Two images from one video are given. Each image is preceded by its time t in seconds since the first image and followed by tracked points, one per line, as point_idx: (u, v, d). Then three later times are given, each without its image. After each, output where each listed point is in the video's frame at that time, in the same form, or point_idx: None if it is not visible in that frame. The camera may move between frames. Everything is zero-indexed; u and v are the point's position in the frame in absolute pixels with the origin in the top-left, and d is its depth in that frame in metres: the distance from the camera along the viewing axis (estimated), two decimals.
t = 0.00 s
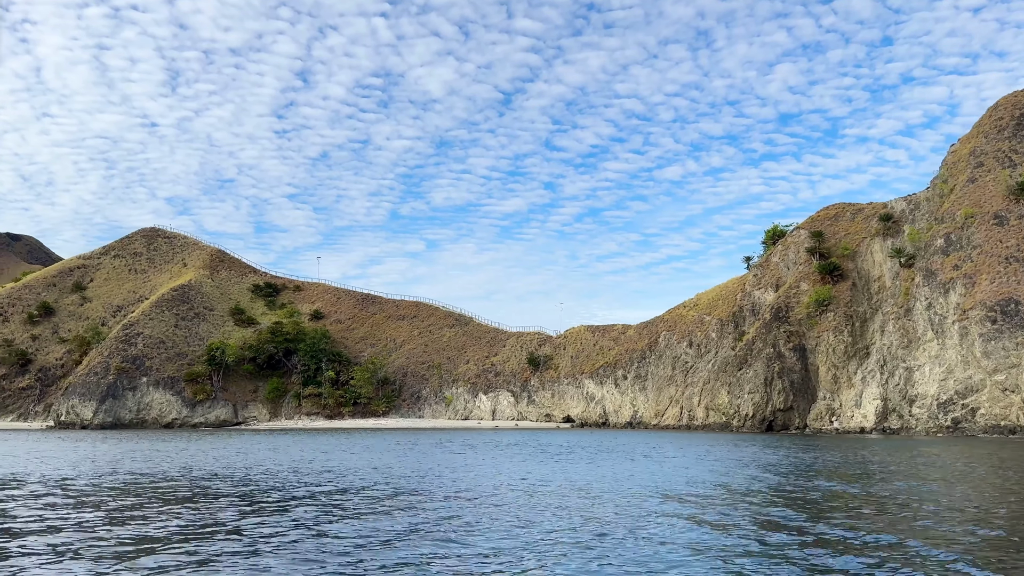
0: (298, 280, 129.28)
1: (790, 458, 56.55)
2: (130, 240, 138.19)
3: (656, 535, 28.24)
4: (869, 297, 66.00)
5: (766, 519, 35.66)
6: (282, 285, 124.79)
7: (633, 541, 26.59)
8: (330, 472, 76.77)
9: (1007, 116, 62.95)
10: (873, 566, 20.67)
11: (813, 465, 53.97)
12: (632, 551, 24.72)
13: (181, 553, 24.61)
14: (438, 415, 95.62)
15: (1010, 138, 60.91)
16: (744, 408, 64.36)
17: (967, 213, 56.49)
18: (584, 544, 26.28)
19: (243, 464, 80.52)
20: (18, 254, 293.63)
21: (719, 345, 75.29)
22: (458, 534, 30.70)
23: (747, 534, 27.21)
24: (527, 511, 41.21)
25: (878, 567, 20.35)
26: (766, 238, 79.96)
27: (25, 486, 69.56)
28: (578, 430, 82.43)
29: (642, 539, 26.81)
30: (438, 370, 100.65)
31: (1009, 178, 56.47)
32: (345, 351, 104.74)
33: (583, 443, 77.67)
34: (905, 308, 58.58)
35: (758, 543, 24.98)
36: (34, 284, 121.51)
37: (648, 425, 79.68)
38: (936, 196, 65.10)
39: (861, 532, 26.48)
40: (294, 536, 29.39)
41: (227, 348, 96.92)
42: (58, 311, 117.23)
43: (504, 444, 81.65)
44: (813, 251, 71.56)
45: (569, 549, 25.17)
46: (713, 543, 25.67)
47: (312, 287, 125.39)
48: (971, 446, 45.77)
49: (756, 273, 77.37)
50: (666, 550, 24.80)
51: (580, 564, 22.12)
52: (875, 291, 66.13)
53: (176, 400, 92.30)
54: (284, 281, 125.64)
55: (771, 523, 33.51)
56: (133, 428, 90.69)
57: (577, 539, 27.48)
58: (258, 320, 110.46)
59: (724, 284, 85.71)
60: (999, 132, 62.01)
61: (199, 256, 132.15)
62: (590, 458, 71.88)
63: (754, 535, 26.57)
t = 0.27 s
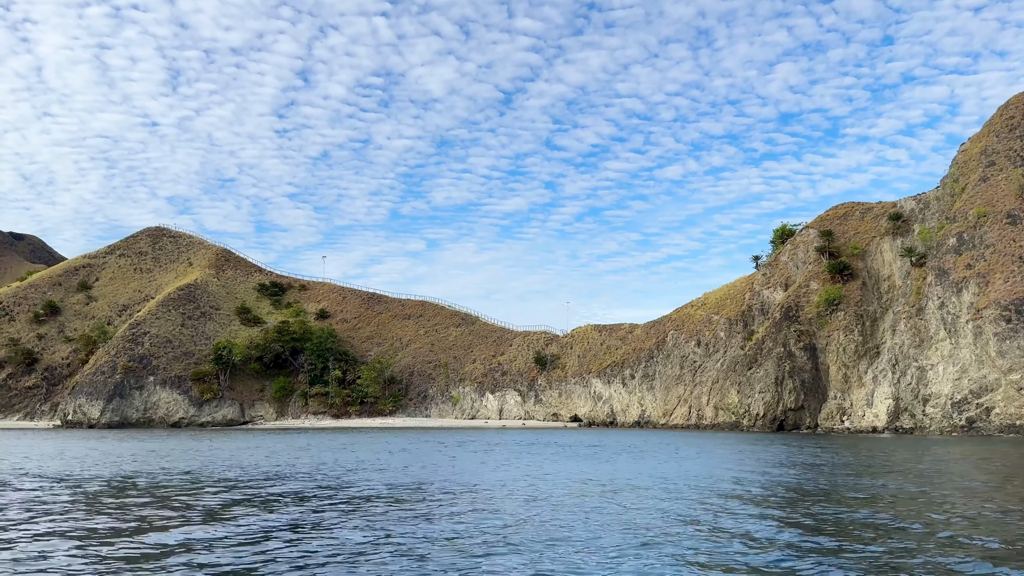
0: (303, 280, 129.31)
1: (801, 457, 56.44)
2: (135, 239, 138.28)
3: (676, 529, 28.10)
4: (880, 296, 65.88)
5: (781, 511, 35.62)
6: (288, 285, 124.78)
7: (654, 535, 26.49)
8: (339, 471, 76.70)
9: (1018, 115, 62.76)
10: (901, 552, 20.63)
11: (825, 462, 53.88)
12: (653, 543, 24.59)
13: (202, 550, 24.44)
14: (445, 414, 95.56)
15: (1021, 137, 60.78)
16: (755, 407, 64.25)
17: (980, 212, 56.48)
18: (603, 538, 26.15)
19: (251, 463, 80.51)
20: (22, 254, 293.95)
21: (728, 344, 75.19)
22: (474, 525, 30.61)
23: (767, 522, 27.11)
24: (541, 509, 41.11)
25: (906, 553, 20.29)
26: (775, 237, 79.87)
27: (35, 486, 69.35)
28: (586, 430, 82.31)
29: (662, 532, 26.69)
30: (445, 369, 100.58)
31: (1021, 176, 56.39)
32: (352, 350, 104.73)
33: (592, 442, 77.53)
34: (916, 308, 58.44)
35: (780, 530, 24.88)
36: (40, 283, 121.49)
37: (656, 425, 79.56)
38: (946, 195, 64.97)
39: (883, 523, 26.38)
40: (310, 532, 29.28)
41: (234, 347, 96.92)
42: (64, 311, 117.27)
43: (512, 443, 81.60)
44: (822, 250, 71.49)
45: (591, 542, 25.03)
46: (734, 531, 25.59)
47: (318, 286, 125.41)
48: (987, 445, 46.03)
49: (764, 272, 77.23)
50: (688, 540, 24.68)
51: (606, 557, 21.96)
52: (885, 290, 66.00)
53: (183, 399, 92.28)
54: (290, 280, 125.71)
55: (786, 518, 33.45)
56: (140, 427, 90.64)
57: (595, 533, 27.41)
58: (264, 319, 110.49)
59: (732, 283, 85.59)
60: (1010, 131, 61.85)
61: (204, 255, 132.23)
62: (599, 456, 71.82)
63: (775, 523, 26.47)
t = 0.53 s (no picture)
0: (309, 279, 129.26)
1: (813, 459, 56.34)
2: (140, 238, 138.25)
3: (696, 533, 28.22)
4: (890, 295, 65.73)
5: (799, 515, 35.62)
6: (293, 284, 124.72)
7: (677, 539, 26.40)
8: (347, 471, 76.57)
9: None
10: (934, 562, 20.68)
11: (837, 464, 53.76)
12: (679, 548, 24.70)
13: (226, 552, 24.40)
14: (452, 413, 95.51)
15: None
16: (766, 407, 64.14)
17: (993, 211, 56.39)
18: (624, 542, 26.23)
19: (259, 462, 80.50)
20: (25, 253, 294.11)
21: (738, 344, 75.07)
22: (494, 533, 30.55)
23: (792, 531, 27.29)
24: (555, 513, 41.10)
25: (939, 565, 20.41)
26: (783, 236, 79.71)
27: (43, 486, 69.06)
28: (594, 429, 82.24)
29: (685, 537, 26.79)
30: (451, 368, 100.49)
31: None
32: (358, 350, 104.68)
33: (600, 442, 77.45)
34: (929, 306, 58.31)
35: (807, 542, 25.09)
36: (46, 282, 121.54)
37: (664, 424, 79.45)
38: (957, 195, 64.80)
39: (907, 531, 26.44)
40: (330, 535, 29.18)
41: (241, 346, 96.89)
42: (70, 309, 117.27)
43: (520, 443, 81.51)
44: (832, 249, 71.33)
45: (614, 548, 24.99)
46: (758, 541, 25.70)
47: (323, 285, 125.39)
48: (1002, 444, 46.10)
49: (774, 271, 77.09)
50: (714, 548, 24.80)
51: (632, 566, 21.91)
52: (896, 289, 65.84)
53: (190, 398, 92.25)
54: (296, 279, 125.69)
55: (805, 523, 33.47)
56: (147, 426, 90.58)
57: (616, 537, 27.39)
58: (270, 318, 110.47)
59: (740, 282, 85.44)
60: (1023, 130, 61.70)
61: (210, 254, 132.21)
62: (607, 457, 71.72)
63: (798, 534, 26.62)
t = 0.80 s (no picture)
0: (314, 278, 129.21)
1: (824, 459, 56.26)
2: (145, 237, 138.22)
3: (714, 530, 28.20)
4: (901, 294, 65.64)
5: (813, 513, 35.55)
6: (299, 283, 124.67)
7: (698, 537, 26.39)
8: (356, 470, 76.52)
9: None
10: (962, 559, 20.74)
11: (849, 464, 53.70)
12: (700, 545, 24.69)
13: (248, 553, 24.27)
14: (459, 413, 95.47)
15: None
16: (777, 406, 64.04)
17: (1006, 209, 56.37)
18: (643, 538, 26.22)
19: (267, 461, 80.53)
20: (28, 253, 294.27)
21: (747, 343, 74.98)
22: (513, 534, 30.42)
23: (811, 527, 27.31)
24: (569, 513, 41.03)
25: (966, 561, 20.45)
26: (792, 235, 79.61)
27: (52, 487, 68.79)
28: (602, 429, 82.16)
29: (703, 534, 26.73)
30: (458, 368, 100.45)
31: None
32: (365, 349, 104.64)
33: (609, 442, 77.36)
34: (940, 305, 58.25)
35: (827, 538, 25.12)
36: (51, 282, 121.47)
37: (673, 424, 79.35)
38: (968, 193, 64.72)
39: (928, 526, 26.46)
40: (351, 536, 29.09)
41: (248, 346, 96.82)
42: (76, 309, 117.26)
43: (528, 442, 81.46)
44: (842, 248, 71.24)
45: (635, 545, 24.96)
46: (779, 538, 25.72)
47: (329, 285, 125.35)
48: (1019, 443, 46.19)
49: (783, 270, 76.98)
50: (735, 544, 24.79)
51: (657, 564, 21.87)
52: (906, 288, 65.73)
53: (197, 397, 92.20)
54: (301, 279, 125.64)
55: (822, 519, 33.44)
56: (154, 426, 90.52)
57: (636, 535, 27.36)
58: (276, 317, 110.44)
59: (748, 281, 85.33)
60: None
61: (215, 254, 132.16)
62: (616, 457, 71.68)
63: (818, 532, 26.66)
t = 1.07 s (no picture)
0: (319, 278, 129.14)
1: (836, 458, 56.17)
2: (150, 237, 138.19)
3: (732, 531, 28.24)
4: (910, 294, 65.59)
5: (828, 515, 35.55)
6: (304, 283, 124.62)
7: (718, 538, 26.35)
8: (364, 470, 76.44)
9: None
10: (986, 560, 20.74)
11: (861, 464, 53.65)
12: (720, 546, 24.66)
13: (268, 555, 24.13)
14: (466, 412, 95.45)
15: None
16: (788, 406, 63.93)
17: (1018, 208, 56.37)
18: (663, 541, 26.20)
19: (276, 461, 80.55)
20: (30, 253, 294.36)
21: (756, 343, 74.90)
22: (530, 533, 30.35)
23: (829, 528, 27.35)
24: (583, 513, 41.01)
25: (992, 560, 20.47)
26: (800, 235, 79.51)
27: (60, 487, 68.58)
28: (610, 429, 82.08)
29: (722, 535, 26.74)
30: (464, 367, 100.43)
31: None
32: (371, 348, 104.57)
33: (617, 442, 77.27)
34: (952, 304, 58.28)
35: (846, 537, 25.19)
36: (56, 282, 121.37)
37: (681, 423, 79.24)
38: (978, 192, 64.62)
39: (948, 526, 26.49)
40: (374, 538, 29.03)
41: (254, 345, 96.78)
42: (81, 309, 117.22)
43: (536, 442, 81.39)
44: (851, 248, 71.19)
45: (655, 547, 24.91)
46: (799, 539, 25.73)
47: (334, 285, 125.35)
48: None
49: (792, 269, 76.88)
50: (755, 545, 24.77)
51: (682, 563, 21.83)
52: (916, 288, 65.65)
53: (204, 397, 92.13)
54: (306, 278, 125.60)
55: (837, 520, 33.47)
56: (161, 425, 90.44)
57: (653, 536, 27.31)
58: (282, 317, 110.41)
59: (756, 281, 85.24)
60: None
61: (220, 253, 132.13)
62: (625, 457, 71.64)
63: (837, 531, 26.68)
